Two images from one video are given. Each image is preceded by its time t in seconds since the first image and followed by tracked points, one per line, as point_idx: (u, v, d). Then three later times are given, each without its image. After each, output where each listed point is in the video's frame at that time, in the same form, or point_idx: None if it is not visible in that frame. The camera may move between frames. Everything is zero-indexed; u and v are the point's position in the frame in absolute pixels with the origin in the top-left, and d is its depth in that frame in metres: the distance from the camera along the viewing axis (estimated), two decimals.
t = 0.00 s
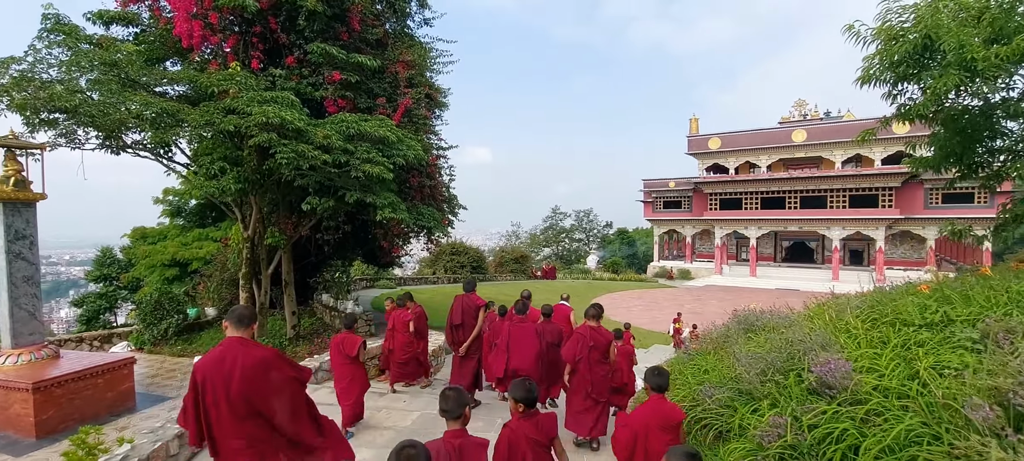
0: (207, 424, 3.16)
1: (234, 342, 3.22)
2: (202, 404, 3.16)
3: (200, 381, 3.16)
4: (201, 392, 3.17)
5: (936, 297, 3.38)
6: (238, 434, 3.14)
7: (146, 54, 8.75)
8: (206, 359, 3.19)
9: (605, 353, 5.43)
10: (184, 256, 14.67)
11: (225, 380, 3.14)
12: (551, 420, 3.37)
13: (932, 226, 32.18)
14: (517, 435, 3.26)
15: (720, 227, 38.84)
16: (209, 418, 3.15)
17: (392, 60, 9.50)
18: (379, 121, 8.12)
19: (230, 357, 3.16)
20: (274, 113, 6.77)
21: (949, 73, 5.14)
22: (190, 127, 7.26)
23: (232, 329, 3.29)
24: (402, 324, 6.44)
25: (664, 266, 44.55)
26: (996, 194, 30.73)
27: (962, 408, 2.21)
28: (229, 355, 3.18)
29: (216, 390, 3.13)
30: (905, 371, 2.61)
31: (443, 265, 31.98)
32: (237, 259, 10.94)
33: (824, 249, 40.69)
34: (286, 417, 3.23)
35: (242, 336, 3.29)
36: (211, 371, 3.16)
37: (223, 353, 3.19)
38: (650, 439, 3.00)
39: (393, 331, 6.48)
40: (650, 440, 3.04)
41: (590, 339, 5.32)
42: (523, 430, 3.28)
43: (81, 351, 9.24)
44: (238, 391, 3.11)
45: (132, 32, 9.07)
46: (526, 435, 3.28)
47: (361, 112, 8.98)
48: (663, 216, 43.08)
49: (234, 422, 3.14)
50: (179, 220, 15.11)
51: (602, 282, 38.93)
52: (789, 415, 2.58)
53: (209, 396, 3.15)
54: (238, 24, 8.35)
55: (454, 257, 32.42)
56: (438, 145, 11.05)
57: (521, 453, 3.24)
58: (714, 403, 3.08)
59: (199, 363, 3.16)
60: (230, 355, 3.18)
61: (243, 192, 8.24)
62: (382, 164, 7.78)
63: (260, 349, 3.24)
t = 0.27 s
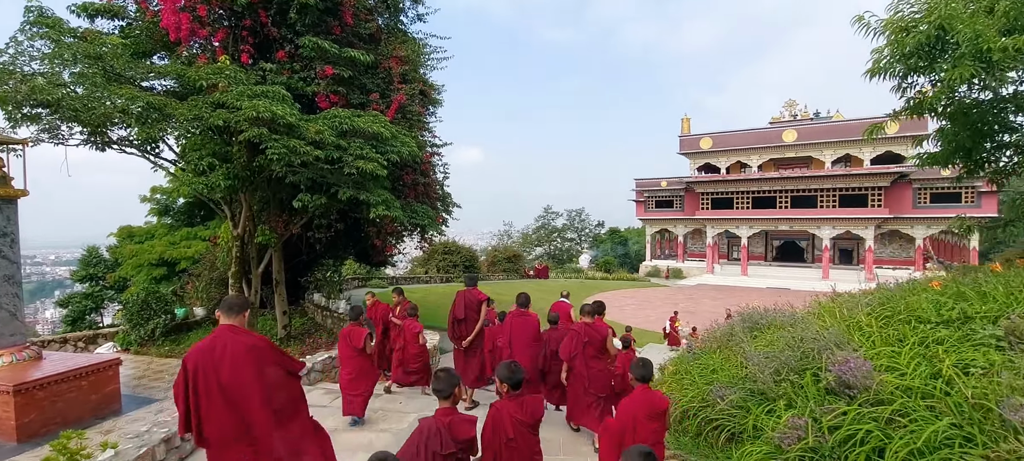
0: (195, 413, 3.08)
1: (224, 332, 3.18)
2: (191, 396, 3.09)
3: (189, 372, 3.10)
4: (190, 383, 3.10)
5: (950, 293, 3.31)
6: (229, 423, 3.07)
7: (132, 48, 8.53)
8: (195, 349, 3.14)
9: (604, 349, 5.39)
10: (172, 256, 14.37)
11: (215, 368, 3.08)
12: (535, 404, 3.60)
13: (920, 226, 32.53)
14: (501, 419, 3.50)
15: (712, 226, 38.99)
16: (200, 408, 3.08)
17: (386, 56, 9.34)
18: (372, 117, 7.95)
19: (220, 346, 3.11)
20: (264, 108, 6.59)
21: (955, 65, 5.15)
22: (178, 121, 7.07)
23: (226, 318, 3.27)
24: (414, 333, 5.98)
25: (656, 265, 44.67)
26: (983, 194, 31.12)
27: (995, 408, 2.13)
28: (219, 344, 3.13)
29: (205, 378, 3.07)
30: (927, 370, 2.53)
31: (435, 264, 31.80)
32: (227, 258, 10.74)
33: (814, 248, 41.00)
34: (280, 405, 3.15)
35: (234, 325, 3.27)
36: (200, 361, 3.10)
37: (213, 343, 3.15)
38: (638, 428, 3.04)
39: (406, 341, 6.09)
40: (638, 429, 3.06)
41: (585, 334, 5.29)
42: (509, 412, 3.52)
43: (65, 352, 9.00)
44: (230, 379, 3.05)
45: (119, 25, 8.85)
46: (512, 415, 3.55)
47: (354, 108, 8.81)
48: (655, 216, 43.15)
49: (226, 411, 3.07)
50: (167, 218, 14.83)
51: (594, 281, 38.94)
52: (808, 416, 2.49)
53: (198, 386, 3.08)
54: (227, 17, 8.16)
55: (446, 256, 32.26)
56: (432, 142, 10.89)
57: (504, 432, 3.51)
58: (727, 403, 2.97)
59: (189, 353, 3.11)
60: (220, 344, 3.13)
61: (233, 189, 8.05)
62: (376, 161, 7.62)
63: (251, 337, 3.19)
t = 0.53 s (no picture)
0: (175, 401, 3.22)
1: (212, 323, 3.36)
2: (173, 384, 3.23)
3: (172, 361, 3.27)
4: (175, 373, 3.24)
5: (959, 290, 3.23)
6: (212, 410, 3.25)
7: (109, 43, 8.24)
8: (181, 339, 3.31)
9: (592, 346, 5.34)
10: (149, 260, 13.94)
11: (201, 358, 3.25)
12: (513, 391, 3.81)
13: (899, 232, 33.12)
14: (483, 405, 3.61)
15: (696, 232, 39.29)
16: (181, 396, 3.22)
17: (373, 55, 9.16)
18: (359, 116, 7.75)
19: (207, 337, 3.29)
20: (247, 103, 6.35)
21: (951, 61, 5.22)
22: (156, 117, 6.82)
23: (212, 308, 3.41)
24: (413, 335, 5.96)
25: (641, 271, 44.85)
26: (958, 201, 31.80)
27: None
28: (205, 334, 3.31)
29: (190, 367, 3.23)
30: (946, 366, 2.44)
31: (421, 269, 31.47)
32: (207, 261, 10.42)
33: (795, 254, 41.51)
34: (265, 390, 3.40)
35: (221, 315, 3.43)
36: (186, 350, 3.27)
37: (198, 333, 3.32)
38: (624, 412, 3.20)
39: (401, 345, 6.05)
40: (623, 413, 3.22)
41: (566, 329, 5.30)
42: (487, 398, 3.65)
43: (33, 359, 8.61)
44: (215, 368, 3.24)
45: (95, 20, 8.55)
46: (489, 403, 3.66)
47: (340, 107, 8.60)
48: (640, 222, 43.36)
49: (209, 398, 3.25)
50: (144, 222, 14.38)
51: (580, 287, 38.88)
52: (825, 417, 2.40)
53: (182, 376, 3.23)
54: (209, 12, 7.93)
55: (432, 261, 31.93)
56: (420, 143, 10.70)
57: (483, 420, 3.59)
58: (735, 404, 2.87)
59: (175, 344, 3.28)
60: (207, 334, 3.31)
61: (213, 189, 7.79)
62: (362, 160, 7.43)
63: (238, 328, 3.39)
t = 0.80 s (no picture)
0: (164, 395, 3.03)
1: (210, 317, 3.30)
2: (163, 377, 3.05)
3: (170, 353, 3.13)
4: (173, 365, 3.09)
5: (965, 285, 3.18)
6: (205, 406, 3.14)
7: (81, 33, 7.90)
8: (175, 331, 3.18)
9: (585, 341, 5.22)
10: (124, 260, 13.48)
11: (200, 350, 3.17)
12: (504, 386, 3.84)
13: (876, 232, 33.74)
14: (470, 393, 3.75)
15: (680, 232, 39.57)
16: (176, 390, 3.07)
17: (359, 50, 8.95)
18: (345, 111, 7.55)
19: (207, 329, 3.22)
20: (228, 96, 6.11)
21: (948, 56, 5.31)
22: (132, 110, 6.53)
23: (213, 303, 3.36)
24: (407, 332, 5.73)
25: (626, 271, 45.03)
26: (933, 202, 32.50)
27: None
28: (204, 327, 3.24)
29: (186, 359, 3.11)
30: (963, 362, 2.38)
31: (406, 270, 31.12)
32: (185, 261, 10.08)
33: (777, 254, 42.05)
34: (265, 387, 3.35)
35: (221, 309, 3.39)
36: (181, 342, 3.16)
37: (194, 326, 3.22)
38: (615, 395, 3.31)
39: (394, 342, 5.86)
40: (615, 395, 3.32)
41: (557, 322, 5.19)
42: (473, 388, 3.76)
43: None
44: (220, 360, 3.20)
45: (67, 9, 8.19)
46: (475, 393, 3.76)
47: (325, 102, 8.37)
48: (624, 222, 43.53)
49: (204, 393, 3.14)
50: (118, 221, 13.89)
51: (565, 287, 38.85)
52: (842, 416, 2.33)
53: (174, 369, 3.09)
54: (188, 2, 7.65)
55: (417, 262, 31.59)
56: (407, 140, 10.50)
57: (467, 408, 3.74)
58: (744, 404, 2.78)
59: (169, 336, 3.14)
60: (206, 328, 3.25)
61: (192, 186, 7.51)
62: (348, 156, 7.21)
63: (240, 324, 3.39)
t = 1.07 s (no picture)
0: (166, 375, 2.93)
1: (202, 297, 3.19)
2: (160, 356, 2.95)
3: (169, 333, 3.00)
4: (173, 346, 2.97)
5: (964, 280, 3.17)
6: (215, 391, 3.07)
7: (49, 17, 7.53)
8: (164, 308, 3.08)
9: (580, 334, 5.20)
10: (94, 257, 12.96)
11: (199, 330, 3.06)
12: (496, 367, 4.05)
13: (850, 234, 34.49)
14: (465, 371, 3.90)
15: (662, 233, 39.88)
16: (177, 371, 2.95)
17: (343, 41, 8.73)
18: (329, 103, 7.33)
19: (206, 311, 3.11)
20: (208, 84, 5.87)
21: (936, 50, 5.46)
22: (104, 98, 6.23)
23: (211, 289, 3.30)
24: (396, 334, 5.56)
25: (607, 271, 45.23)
26: (905, 205, 33.37)
27: None
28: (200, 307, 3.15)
29: (184, 339, 2.99)
30: (978, 356, 2.34)
31: (387, 269, 30.72)
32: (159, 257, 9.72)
33: (755, 255, 42.67)
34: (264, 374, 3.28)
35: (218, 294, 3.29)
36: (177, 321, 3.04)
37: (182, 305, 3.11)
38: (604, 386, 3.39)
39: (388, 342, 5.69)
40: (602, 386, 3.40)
41: (551, 315, 5.14)
42: (468, 367, 3.92)
43: None
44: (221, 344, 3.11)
45: None
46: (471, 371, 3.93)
47: (308, 94, 8.13)
48: (606, 222, 43.72)
49: (200, 376, 3.02)
50: (88, 216, 13.35)
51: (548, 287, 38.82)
52: (858, 411, 2.27)
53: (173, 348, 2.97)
54: None
55: (398, 261, 31.21)
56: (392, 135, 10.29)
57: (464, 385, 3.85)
58: (752, 400, 2.71)
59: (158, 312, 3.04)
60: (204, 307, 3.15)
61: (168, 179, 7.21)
62: (332, 149, 7.00)
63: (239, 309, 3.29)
